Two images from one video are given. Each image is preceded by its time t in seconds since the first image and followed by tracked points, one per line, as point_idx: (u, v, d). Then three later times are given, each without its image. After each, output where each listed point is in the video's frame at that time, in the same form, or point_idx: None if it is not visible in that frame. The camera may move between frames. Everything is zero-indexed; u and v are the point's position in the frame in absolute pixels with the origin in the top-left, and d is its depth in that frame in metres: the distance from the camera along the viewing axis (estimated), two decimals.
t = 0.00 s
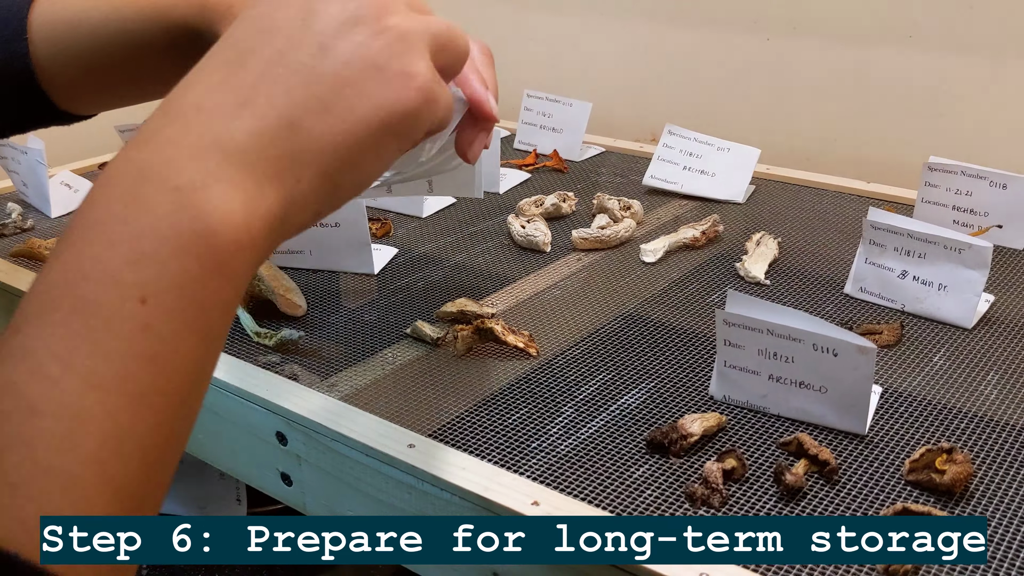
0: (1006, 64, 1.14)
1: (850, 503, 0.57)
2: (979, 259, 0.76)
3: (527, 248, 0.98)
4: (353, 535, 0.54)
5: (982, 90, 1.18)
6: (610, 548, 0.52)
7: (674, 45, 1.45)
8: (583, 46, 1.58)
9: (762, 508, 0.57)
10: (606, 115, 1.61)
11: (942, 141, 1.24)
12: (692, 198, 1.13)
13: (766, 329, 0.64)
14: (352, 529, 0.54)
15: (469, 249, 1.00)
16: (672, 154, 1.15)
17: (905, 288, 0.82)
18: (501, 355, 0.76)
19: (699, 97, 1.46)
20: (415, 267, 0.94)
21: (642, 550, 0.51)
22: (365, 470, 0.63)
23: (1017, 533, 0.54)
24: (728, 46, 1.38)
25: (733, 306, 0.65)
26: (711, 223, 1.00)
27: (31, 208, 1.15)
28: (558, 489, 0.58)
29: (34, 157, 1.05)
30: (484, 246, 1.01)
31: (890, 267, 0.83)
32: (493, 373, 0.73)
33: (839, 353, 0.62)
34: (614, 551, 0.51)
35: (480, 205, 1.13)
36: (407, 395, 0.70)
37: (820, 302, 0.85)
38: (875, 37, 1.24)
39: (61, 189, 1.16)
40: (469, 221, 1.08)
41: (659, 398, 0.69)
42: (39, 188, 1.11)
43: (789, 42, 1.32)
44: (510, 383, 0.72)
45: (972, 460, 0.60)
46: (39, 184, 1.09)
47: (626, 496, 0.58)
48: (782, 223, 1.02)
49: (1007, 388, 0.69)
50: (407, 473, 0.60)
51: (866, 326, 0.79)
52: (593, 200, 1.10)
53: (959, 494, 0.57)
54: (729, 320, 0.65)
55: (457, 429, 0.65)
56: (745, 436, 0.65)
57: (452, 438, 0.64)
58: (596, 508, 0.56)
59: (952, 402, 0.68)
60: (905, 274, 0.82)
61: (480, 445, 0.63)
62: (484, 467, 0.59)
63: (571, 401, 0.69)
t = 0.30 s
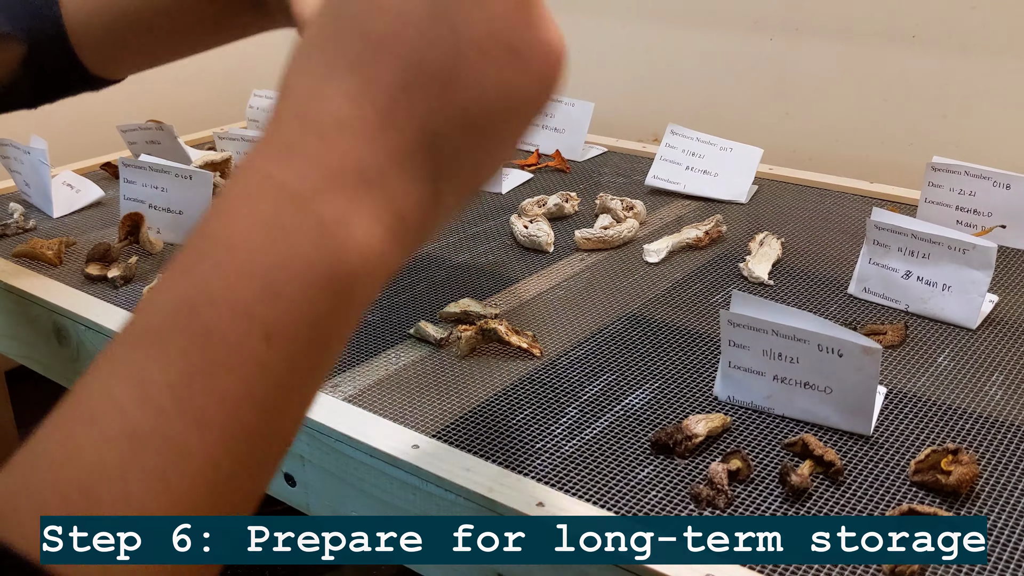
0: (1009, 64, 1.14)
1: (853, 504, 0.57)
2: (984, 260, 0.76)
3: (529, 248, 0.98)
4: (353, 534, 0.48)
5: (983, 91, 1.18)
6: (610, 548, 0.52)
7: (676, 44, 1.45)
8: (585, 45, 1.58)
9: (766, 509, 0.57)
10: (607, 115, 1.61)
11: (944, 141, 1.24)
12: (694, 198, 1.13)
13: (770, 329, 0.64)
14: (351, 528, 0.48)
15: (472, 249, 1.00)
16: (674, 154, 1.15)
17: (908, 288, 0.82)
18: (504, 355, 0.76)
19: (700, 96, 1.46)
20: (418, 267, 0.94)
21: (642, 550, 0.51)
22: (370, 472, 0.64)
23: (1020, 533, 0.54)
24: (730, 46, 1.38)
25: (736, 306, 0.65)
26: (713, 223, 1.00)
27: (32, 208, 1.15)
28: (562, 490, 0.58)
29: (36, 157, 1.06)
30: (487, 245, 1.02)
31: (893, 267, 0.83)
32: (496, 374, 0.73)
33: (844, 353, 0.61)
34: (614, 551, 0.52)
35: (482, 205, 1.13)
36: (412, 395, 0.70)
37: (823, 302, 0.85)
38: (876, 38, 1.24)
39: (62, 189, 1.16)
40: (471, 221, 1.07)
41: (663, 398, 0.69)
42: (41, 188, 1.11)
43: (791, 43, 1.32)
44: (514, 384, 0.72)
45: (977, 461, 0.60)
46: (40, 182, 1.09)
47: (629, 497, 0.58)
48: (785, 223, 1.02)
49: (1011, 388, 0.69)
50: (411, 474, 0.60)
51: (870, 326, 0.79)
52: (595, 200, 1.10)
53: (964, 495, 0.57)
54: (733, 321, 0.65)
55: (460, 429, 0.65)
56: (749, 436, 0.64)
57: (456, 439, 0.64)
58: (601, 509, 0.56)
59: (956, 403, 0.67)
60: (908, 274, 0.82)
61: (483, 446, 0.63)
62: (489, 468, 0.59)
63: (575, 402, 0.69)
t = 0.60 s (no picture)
0: (1011, 62, 1.14)
1: (858, 504, 0.57)
2: (988, 260, 0.76)
3: (532, 248, 0.97)
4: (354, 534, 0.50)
5: (986, 89, 1.17)
6: (611, 547, 0.51)
7: (677, 43, 1.45)
8: (586, 44, 1.57)
9: (770, 510, 0.56)
10: (609, 115, 1.60)
11: (947, 140, 1.23)
12: (696, 198, 1.13)
13: (775, 329, 0.63)
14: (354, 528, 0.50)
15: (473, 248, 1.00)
16: (677, 154, 1.15)
17: (911, 288, 0.81)
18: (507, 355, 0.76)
19: (702, 96, 1.46)
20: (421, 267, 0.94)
21: (643, 549, 0.51)
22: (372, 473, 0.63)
23: None
24: (731, 45, 1.38)
25: (740, 305, 0.65)
26: (716, 223, 0.99)
27: (33, 208, 1.15)
28: (566, 490, 0.58)
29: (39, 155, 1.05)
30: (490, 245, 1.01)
31: (896, 267, 0.83)
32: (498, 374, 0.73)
33: (848, 353, 0.61)
34: (615, 551, 0.51)
35: (484, 205, 1.13)
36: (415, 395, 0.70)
37: (826, 302, 0.84)
38: (878, 36, 1.24)
39: (62, 188, 1.16)
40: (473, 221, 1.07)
41: (666, 399, 0.69)
42: (41, 187, 1.10)
43: (793, 42, 1.32)
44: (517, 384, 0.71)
45: (982, 462, 0.60)
46: (42, 181, 1.08)
47: (632, 498, 0.57)
48: (787, 223, 1.02)
49: (1014, 389, 0.69)
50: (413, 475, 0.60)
51: (874, 326, 0.78)
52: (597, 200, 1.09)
53: (968, 496, 0.57)
54: (736, 320, 0.65)
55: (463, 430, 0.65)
56: (753, 438, 0.64)
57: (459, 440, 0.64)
58: (604, 510, 0.56)
59: (959, 403, 0.67)
60: (912, 274, 0.81)
61: (489, 448, 0.63)
62: (494, 469, 0.59)
63: (577, 402, 0.68)
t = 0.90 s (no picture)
0: (1010, 63, 1.13)
1: (855, 506, 0.57)
2: (986, 261, 0.75)
3: (530, 249, 0.97)
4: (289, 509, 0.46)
5: (985, 90, 1.17)
6: (607, 548, 0.51)
7: (677, 44, 1.44)
8: (585, 44, 1.57)
9: (766, 512, 0.56)
10: (607, 115, 1.60)
11: (945, 140, 1.23)
12: (694, 199, 1.13)
13: (771, 331, 0.63)
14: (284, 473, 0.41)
15: (471, 249, 0.99)
16: (674, 154, 1.14)
17: (909, 289, 0.81)
18: (503, 357, 0.76)
19: (700, 96, 1.46)
20: (417, 268, 0.94)
21: (639, 550, 0.51)
22: (368, 476, 0.63)
23: (1021, 535, 0.53)
24: (730, 45, 1.38)
25: (736, 307, 0.65)
26: (714, 224, 0.99)
27: (29, 208, 1.14)
28: (561, 492, 0.57)
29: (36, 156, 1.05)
30: (488, 246, 1.01)
31: (894, 268, 0.82)
32: (494, 376, 0.73)
33: (845, 355, 0.61)
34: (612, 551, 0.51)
35: (481, 205, 1.13)
36: (411, 397, 0.70)
37: (824, 304, 0.84)
38: (877, 36, 1.23)
39: (59, 189, 1.16)
40: (470, 222, 1.07)
41: (662, 401, 0.68)
42: (37, 188, 1.10)
43: (792, 42, 1.32)
44: (513, 386, 0.71)
45: (980, 464, 0.60)
46: (39, 183, 1.08)
47: (629, 500, 0.57)
48: (785, 224, 1.02)
49: (1013, 390, 0.68)
50: (408, 477, 0.60)
51: (871, 327, 0.78)
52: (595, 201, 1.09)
53: (966, 498, 0.57)
54: (732, 322, 0.65)
55: (459, 433, 0.64)
56: (749, 439, 0.64)
57: (454, 442, 0.63)
58: (600, 512, 0.55)
59: (956, 404, 0.67)
60: (910, 275, 0.81)
61: (485, 449, 0.63)
62: (490, 470, 0.59)
63: (573, 404, 0.68)
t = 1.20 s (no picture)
0: (1009, 65, 1.14)
1: (857, 508, 0.57)
2: (987, 262, 0.75)
3: (531, 250, 0.97)
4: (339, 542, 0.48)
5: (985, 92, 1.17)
6: (610, 550, 0.51)
7: (677, 44, 1.44)
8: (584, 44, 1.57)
9: (768, 515, 0.56)
10: (607, 116, 1.60)
11: (945, 141, 1.23)
12: (695, 199, 1.13)
13: (773, 332, 0.63)
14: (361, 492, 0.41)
15: (472, 250, 0.99)
16: (676, 154, 1.14)
17: (910, 290, 0.81)
18: (504, 358, 0.76)
19: (701, 96, 1.46)
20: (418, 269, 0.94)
21: (641, 553, 0.51)
22: (369, 477, 0.63)
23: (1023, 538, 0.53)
24: (731, 46, 1.38)
25: (737, 308, 0.65)
26: (715, 225, 0.99)
27: (31, 209, 1.14)
28: (563, 494, 0.57)
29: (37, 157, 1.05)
30: (489, 246, 1.01)
31: (895, 270, 0.82)
32: (496, 377, 0.73)
33: (847, 357, 0.61)
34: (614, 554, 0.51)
35: (482, 206, 1.13)
36: (412, 398, 0.70)
37: (825, 305, 0.84)
38: (879, 37, 1.23)
39: (60, 190, 1.16)
40: (470, 223, 1.07)
41: (663, 402, 0.68)
42: (39, 188, 1.10)
43: (793, 43, 1.32)
44: (515, 387, 0.71)
45: (981, 465, 0.60)
46: (41, 183, 1.08)
47: (630, 502, 0.57)
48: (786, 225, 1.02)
49: (1014, 391, 0.68)
50: (410, 478, 0.60)
51: (873, 328, 0.78)
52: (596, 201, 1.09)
53: (968, 500, 0.57)
54: (734, 324, 0.65)
55: (462, 434, 0.64)
56: (752, 440, 0.64)
57: (455, 443, 0.63)
58: (601, 514, 0.55)
59: (958, 405, 0.67)
60: (912, 276, 0.81)
61: (487, 451, 0.63)
62: (492, 472, 0.59)
63: (575, 405, 0.68)
